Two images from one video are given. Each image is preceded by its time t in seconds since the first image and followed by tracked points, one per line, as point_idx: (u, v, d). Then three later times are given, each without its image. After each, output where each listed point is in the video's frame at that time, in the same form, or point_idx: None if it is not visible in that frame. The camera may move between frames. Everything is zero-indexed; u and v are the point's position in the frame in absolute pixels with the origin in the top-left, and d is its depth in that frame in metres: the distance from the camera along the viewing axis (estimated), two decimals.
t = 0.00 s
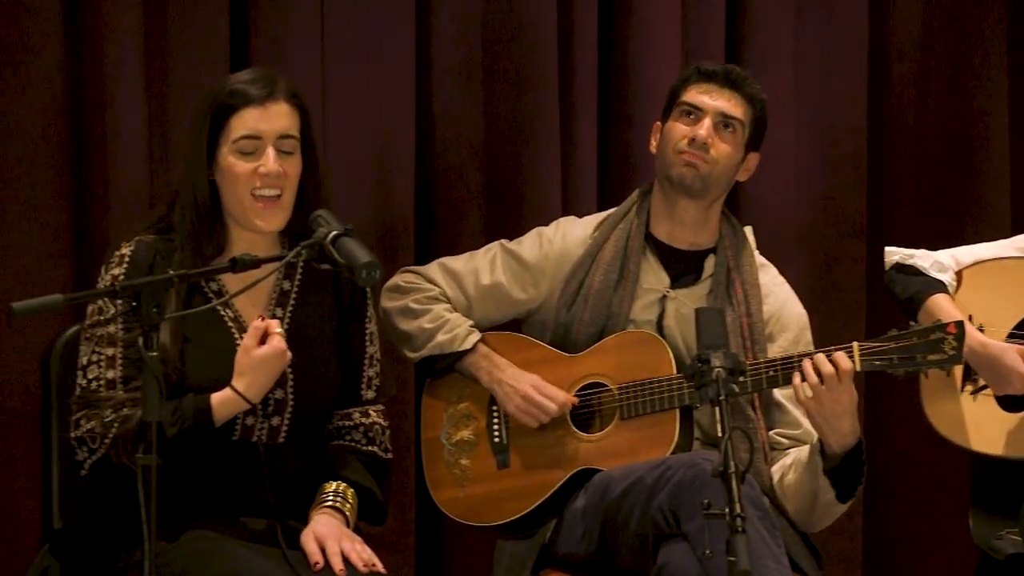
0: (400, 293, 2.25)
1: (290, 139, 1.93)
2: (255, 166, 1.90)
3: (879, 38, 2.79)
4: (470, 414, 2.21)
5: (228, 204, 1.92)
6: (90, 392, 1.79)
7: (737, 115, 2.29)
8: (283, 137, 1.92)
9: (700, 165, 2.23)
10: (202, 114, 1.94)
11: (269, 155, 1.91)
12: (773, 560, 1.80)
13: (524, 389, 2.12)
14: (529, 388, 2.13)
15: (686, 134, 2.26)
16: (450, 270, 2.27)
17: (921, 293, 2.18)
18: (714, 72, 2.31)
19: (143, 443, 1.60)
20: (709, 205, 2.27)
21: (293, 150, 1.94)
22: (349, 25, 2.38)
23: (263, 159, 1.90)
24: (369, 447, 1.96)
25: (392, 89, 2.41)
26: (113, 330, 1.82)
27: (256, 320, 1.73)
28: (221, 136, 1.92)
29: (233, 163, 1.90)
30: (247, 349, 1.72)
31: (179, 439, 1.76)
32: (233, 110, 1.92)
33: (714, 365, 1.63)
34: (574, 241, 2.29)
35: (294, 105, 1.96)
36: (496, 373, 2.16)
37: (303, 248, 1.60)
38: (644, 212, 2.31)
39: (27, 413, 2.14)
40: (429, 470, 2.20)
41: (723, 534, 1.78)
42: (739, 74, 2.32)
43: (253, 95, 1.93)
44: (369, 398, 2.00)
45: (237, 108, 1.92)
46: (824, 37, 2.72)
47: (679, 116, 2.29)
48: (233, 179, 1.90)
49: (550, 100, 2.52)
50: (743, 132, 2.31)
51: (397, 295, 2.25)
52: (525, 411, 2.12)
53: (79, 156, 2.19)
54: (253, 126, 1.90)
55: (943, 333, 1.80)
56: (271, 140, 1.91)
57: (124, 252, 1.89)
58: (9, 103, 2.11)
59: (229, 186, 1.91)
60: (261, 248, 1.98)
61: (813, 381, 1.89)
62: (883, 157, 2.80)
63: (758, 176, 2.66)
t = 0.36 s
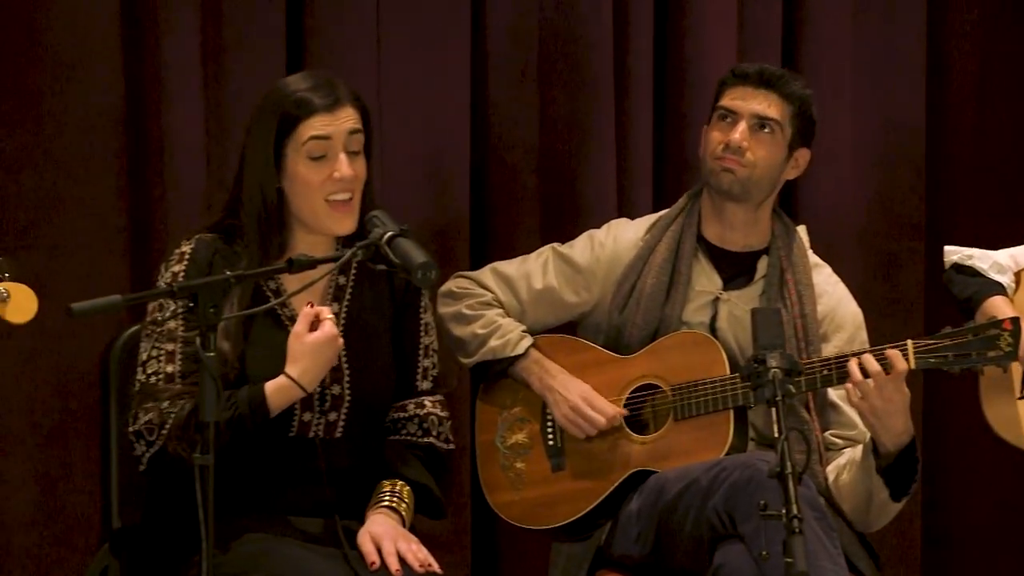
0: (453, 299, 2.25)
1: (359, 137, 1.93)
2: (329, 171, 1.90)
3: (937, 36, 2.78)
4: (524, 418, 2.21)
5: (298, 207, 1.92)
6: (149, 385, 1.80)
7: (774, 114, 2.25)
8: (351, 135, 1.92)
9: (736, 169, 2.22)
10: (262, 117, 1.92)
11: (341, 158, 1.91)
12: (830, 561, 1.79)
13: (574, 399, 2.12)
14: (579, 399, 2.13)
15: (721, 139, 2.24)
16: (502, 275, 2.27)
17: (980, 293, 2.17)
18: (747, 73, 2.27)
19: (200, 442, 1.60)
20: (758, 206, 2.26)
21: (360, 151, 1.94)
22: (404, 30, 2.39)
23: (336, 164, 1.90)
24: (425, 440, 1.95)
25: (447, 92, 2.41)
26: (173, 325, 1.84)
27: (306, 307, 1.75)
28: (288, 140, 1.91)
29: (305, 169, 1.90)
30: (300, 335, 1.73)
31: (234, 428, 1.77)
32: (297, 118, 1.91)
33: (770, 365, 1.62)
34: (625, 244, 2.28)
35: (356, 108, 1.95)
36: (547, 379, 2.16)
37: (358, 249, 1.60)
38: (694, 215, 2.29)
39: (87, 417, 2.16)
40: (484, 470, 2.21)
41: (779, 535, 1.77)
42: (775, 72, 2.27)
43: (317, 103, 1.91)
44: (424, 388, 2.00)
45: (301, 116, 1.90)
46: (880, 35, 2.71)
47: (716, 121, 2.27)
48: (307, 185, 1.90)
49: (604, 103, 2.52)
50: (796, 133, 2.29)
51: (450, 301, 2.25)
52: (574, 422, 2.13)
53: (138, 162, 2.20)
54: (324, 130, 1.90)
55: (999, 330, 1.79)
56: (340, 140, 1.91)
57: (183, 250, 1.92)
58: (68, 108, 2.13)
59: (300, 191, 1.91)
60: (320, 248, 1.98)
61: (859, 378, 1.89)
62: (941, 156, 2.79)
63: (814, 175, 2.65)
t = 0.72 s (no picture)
0: (500, 302, 2.26)
1: (409, 152, 1.93)
2: (381, 189, 1.90)
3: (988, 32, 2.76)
4: (570, 418, 2.21)
5: (350, 219, 1.93)
6: (205, 390, 1.81)
7: (807, 112, 2.24)
8: (402, 153, 1.92)
9: (770, 169, 2.21)
10: (314, 124, 1.92)
11: (393, 177, 1.91)
12: (881, 559, 1.78)
13: (624, 396, 2.12)
14: (628, 396, 2.12)
15: (754, 141, 2.23)
16: (548, 278, 2.27)
17: None
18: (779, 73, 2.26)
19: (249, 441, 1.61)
20: (799, 204, 2.23)
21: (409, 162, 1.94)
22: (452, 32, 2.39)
23: (388, 182, 1.90)
24: (472, 444, 1.95)
25: (495, 92, 2.41)
26: (226, 328, 1.84)
27: (371, 327, 1.71)
28: (339, 153, 1.91)
29: (356, 186, 1.91)
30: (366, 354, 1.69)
31: (294, 442, 1.77)
32: (350, 131, 1.90)
33: (820, 364, 1.61)
34: (670, 244, 2.27)
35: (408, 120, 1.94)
36: (595, 378, 2.15)
37: (407, 247, 1.60)
38: (739, 213, 2.26)
39: (139, 417, 2.18)
40: (533, 473, 2.21)
41: (830, 534, 1.76)
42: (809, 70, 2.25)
43: (373, 119, 1.90)
44: (472, 394, 2.00)
45: (356, 132, 1.90)
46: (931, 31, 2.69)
47: (752, 124, 2.27)
48: (358, 203, 1.91)
49: (651, 103, 2.51)
50: (838, 131, 2.27)
51: (496, 305, 2.26)
52: (624, 419, 2.11)
53: (188, 163, 2.21)
54: (376, 150, 1.89)
55: None
56: (392, 158, 1.91)
57: (232, 252, 1.92)
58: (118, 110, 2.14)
59: (350, 203, 1.92)
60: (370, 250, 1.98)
61: (914, 375, 1.87)
62: (992, 153, 2.77)
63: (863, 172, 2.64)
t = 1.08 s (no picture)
0: (554, 312, 2.26)
1: (464, 151, 1.93)
2: (435, 185, 1.90)
3: None
4: (624, 414, 2.21)
5: (404, 217, 1.93)
6: (257, 382, 1.83)
7: (872, 119, 2.18)
8: (457, 151, 1.91)
9: (839, 181, 2.17)
10: (371, 122, 1.92)
11: (448, 173, 1.90)
12: (934, 556, 1.76)
13: (694, 376, 2.11)
14: (698, 376, 2.11)
15: (820, 150, 2.18)
16: (602, 283, 2.27)
17: None
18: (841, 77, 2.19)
19: (302, 433, 1.62)
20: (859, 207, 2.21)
21: (463, 161, 1.94)
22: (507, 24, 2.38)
23: (443, 179, 1.90)
24: (523, 434, 1.95)
25: (550, 83, 2.41)
26: (280, 321, 1.85)
27: (431, 323, 1.71)
28: (395, 149, 1.91)
29: (411, 181, 1.90)
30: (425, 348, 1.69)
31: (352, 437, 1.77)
32: (406, 126, 1.89)
33: (875, 359, 1.60)
34: (723, 240, 2.26)
35: (465, 118, 1.93)
36: (664, 367, 2.15)
37: (460, 240, 1.60)
38: (791, 208, 2.25)
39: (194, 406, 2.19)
40: (586, 470, 2.21)
41: (883, 529, 1.74)
42: (873, 74, 2.18)
43: (430, 116, 1.89)
44: (523, 383, 2.00)
45: (411, 128, 1.89)
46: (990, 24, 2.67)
47: (813, 129, 2.21)
48: (413, 198, 1.90)
49: (707, 95, 2.50)
50: (898, 131, 2.22)
51: (551, 315, 2.26)
52: (700, 401, 2.11)
53: (244, 153, 2.23)
54: (432, 148, 1.89)
55: None
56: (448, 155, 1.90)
57: (286, 245, 1.93)
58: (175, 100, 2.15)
59: (403, 196, 1.91)
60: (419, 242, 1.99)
61: (934, 366, 1.88)
62: None
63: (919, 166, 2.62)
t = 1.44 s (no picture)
0: (612, 309, 2.25)
1: (513, 125, 1.93)
2: (490, 162, 1.90)
3: None
4: (678, 410, 2.21)
5: (459, 199, 1.93)
6: (298, 361, 1.83)
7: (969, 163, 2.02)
8: (506, 125, 1.91)
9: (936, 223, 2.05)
10: (417, 111, 1.92)
11: (500, 148, 1.90)
12: (993, 555, 1.74)
13: (756, 370, 2.10)
14: (762, 370, 2.10)
15: (920, 199, 2.03)
16: (658, 280, 2.27)
17: None
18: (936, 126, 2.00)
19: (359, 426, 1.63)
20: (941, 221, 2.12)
21: (513, 136, 1.94)
22: (562, 17, 2.38)
23: (496, 154, 1.90)
24: (582, 419, 1.97)
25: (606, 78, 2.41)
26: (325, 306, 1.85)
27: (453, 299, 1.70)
28: (446, 135, 1.91)
29: (464, 161, 1.90)
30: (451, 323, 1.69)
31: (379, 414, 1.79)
32: (453, 110, 1.90)
33: (932, 356, 1.59)
34: (782, 236, 2.23)
35: (508, 95, 1.93)
36: (727, 362, 2.14)
37: (516, 234, 1.59)
38: (853, 206, 2.20)
39: (250, 397, 2.21)
40: (641, 464, 2.21)
41: (940, 528, 1.72)
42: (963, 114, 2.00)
43: (474, 96, 1.89)
44: (580, 368, 2.02)
45: (457, 111, 1.89)
46: None
47: (904, 172, 2.04)
48: (468, 178, 1.90)
49: (764, 89, 2.49)
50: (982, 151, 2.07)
51: (609, 311, 2.25)
52: (760, 395, 2.10)
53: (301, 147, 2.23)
54: (481, 123, 1.89)
55: None
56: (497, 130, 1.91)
57: (340, 234, 1.95)
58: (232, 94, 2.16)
59: (457, 177, 1.91)
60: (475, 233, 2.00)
61: (989, 368, 1.86)
62: None
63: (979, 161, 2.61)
